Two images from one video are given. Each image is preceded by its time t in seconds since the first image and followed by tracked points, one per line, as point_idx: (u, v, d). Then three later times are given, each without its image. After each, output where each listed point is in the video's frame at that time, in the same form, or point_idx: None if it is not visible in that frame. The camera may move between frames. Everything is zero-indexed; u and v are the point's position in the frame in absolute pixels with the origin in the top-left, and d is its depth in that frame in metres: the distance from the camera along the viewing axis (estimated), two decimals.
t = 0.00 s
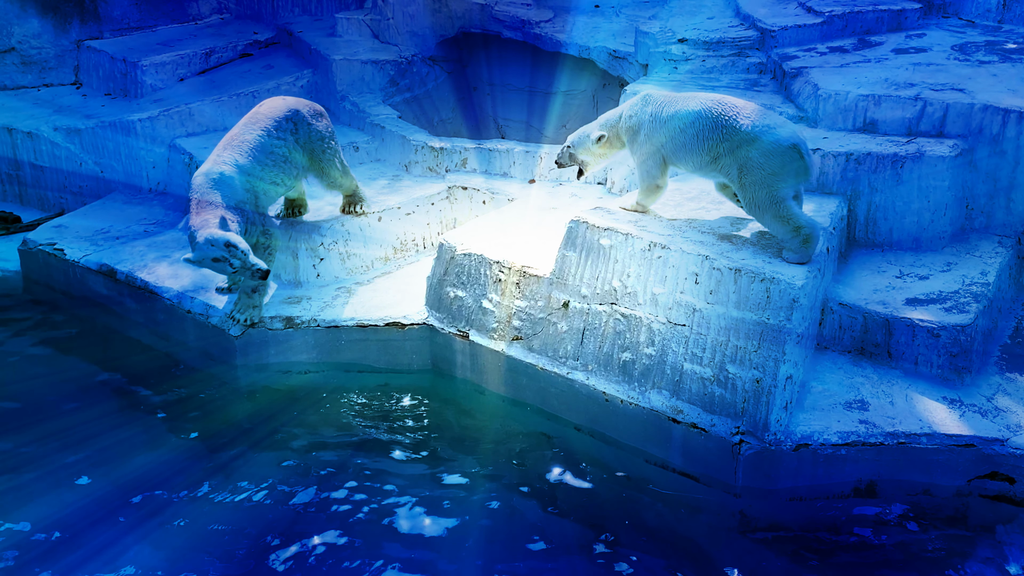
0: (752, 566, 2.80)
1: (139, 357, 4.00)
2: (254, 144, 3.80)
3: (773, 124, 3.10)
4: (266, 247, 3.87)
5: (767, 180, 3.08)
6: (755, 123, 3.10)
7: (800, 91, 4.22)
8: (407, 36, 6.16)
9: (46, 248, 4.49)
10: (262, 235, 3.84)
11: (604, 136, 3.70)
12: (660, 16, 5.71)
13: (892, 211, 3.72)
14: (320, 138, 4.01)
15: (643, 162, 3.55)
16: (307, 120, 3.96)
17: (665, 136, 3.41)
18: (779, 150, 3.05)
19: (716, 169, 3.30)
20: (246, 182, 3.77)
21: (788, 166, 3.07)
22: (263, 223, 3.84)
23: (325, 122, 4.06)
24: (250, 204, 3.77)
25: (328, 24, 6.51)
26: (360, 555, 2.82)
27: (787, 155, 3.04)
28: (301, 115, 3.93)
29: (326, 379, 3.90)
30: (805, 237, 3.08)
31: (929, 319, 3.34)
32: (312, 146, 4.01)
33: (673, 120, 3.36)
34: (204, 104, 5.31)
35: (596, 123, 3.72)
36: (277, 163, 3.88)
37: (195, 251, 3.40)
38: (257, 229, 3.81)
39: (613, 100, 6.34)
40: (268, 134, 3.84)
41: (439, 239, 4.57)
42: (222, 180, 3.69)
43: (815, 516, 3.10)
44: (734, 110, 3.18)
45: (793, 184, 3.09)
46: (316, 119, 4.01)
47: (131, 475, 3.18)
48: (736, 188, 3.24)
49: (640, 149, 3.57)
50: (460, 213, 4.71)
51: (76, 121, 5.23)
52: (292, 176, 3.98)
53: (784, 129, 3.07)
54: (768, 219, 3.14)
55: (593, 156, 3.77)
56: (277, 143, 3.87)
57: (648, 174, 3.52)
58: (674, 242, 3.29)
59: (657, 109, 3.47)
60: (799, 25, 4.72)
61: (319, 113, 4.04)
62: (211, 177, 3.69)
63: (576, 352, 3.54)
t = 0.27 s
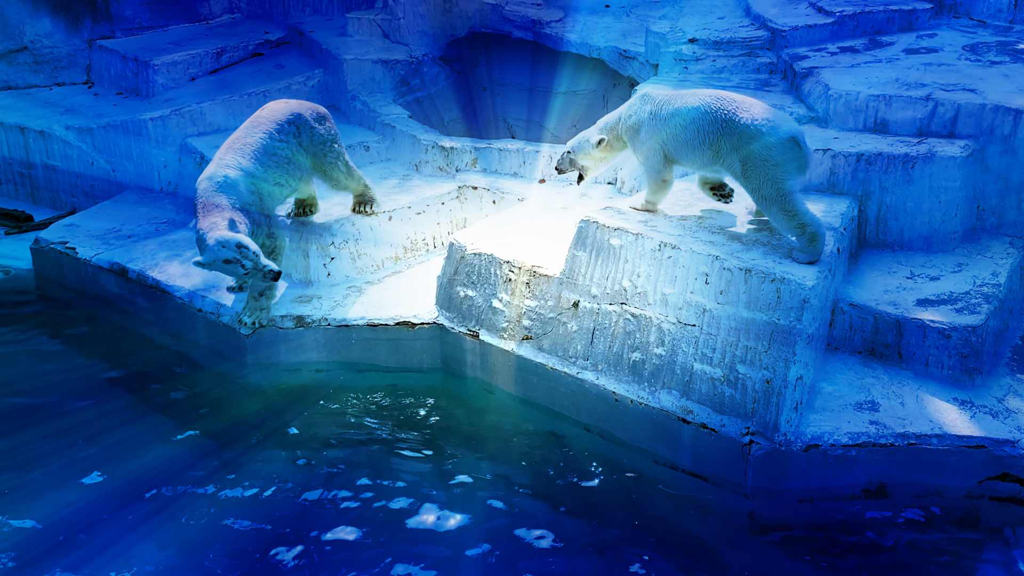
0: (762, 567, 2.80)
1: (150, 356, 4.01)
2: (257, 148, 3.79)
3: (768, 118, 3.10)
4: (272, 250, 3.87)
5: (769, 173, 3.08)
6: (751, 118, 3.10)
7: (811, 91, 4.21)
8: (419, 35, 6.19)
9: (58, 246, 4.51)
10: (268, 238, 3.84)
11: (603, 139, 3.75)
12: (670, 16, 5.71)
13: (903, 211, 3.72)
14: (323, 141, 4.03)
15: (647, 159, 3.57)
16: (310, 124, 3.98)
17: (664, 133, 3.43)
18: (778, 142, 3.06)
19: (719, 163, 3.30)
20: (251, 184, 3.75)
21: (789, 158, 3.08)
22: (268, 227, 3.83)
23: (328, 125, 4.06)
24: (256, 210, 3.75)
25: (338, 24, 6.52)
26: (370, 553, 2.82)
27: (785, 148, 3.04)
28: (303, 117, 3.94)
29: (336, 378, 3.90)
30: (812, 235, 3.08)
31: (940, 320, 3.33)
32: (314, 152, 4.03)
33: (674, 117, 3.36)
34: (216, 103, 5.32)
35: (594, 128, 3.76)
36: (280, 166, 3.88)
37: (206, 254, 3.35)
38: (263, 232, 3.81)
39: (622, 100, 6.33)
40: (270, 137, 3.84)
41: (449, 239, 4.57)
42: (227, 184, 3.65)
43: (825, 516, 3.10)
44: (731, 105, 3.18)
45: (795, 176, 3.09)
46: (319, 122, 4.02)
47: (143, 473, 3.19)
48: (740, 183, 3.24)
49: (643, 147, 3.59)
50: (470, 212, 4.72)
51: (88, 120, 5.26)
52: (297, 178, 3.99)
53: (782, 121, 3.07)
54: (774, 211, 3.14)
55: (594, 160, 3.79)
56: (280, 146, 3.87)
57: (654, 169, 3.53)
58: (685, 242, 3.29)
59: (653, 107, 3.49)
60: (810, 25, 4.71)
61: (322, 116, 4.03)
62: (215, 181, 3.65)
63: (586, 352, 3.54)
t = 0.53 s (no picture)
0: (769, 567, 2.80)
1: (158, 354, 4.02)
2: (257, 152, 3.77)
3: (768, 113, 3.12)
4: (277, 253, 3.84)
5: (771, 166, 3.09)
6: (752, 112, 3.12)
7: (819, 91, 4.21)
8: (426, 35, 6.19)
9: (66, 245, 4.51)
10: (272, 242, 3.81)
11: (602, 141, 3.76)
12: (677, 15, 5.70)
13: (911, 212, 3.71)
14: (326, 143, 4.03)
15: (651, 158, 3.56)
16: (311, 127, 3.96)
17: (664, 130, 3.43)
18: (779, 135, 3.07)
19: (720, 158, 3.31)
20: (253, 186, 3.73)
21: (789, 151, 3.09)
22: (272, 229, 3.81)
23: (330, 126, 4.03)
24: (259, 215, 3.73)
25: (346, 24, 6.52)
26: (375, 552, 2.82)
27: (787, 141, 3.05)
28: (303, 120, 3.92)
29: (342, 377, 3.91)
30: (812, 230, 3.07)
31: (948, 320, 3.32)
32: (317, 154, 4.02)
33: (675, 115, 3.38)
34: (223, 103, 5.33)
35: (593, 130, 3.76)
36: (282, 168, 3.86)
37: (212, 257, 3.37)
38: (268, 235, 3.79)
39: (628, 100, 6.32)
40: (271, 140, 3.81)
41: (456, 238, 4.58)
42: (229, 188, 3.65)
43: (832, 517, 3.09)
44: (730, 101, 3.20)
45: (796, 170, 3.10)
46: (321, 124, 3.99)
47: (150, 472, 3.19)
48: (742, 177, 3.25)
49: (644, 145, 3.59)
50: (477, 212, 4.72)
51: (96, 119, 5.27)
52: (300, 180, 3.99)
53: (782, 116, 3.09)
54: (777, 204, 3.14)
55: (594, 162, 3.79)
56: (280, 149, 3.84)
57: (658, 167, 3.52)
58: (692, 242, 3.29)
59: (653, 106, 3.50)
60: (818, 25, 4.71)
61: (324, 118, 4.00)
62: (218, 185, 3.65)
63: (593, 352, 3.54)
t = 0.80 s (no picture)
0: (777, 568, 2.80)
1: (166, 353, 4.03)
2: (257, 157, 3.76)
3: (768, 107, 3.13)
4: (282, 254, 3.83)
5: (770, 159, 3.07)
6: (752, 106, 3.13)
7: (826, 91, 4.20)
8: (433, 35, 6.22)
9: (74, 244, 4.53)
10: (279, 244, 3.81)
11: (602, 142, 3.78)
12: (684, 15, 5.70)
13: (918, 212, 3.70)
14: (328, 147, 4.00)
15: (653, 154, 3.58)
16: (313, 130, 3.94)
17: (666, 126, 3.46)
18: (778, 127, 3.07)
19: (721, 154, 3.30)
20: (255, 191, 3.71)
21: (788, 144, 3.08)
22: (278, 232, 3.79)
23: (332, 129, 4.00)
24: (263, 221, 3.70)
25: (354, 24, 6.53)
26: (382, 551, 2.83)
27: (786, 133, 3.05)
28: (303, 123, 3.90)
29: (349, 377, 3.91)
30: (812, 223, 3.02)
31: (955, 321, 3.32)
32: (319, 158, 4.00)
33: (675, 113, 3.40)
34: (231, 102, 5.35)
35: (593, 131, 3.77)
36: (285, 172, 3.85)
37: (220, 264, 3.33)
38: (272, 238, 3.78)
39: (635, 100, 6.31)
40: (271, 145, 3.81)
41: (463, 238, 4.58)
42: (232, 193, 3.62)
43: (839, 518, 3.09)
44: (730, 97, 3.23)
45: (796, 163, 3.09)
46: (323, 127, 3.96)
47: (158, 471, 3.20)
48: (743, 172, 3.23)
49: (645, 143, 3.61)
50: (484, 212, 4.74)
51: (104, 119, 5.29)
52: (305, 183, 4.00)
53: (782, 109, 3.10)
54: (776, 199, 3.09)
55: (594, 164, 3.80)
56: (281, 153, 3.83)
57: (661, 164, 3.55)
58: (699, 242, 3.28)
59: (654, 105, 3.53)
60: (825, 25, 4.70)
61: (325, 121, 3.97)
62: (221, 191, 3.63)
63: (600, 352, 3.54)
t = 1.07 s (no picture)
0: (788, 569, 2.80)
1: (179, 352, 4.05)
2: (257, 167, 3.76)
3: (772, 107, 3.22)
4: (292, 257, 3.83)
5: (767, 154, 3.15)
6: (755, 105, 3.22)
7: (839, 93, 4.19)
8: (447, 35, 6.30)
9: (88, 243, 4.55)
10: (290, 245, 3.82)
11: (600, 143, 3.83)
12: (696, 16, 5.69)
13: (931, 214, 3.69)
14: (331, 153, 3.99)
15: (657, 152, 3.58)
16: (316, 137, 3.93)
17: (667, 123, 3.49)
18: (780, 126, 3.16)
19: (719, 153, 3.36)
20: (261, 199, 3.70)
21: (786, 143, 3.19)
22: (286, 236, 3.79)
23: (335, 134, 3.99)
24: (269, 230, 3.69)
25: (366, 24, 6.54)
26: (393, 550, 2.84)
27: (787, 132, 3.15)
28: (305, 130, 3.89)
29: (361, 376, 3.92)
30: (811, 212, 3.06)
31: (968, 323, 3.30)
32: (323, 164, 3.99)
33: (676, 109, 3.45)
34: (244, 103, 5.38)
35: (591, 133, 3.84)
36: (288, 180, 3.84)
37: (230, 278, 3.42)
38: (280, 243, 3.77)
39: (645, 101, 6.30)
40: (275, 153, 3.81)
41: (475, 238, 4.59)
42: (237, 205, 3.62)
43: (851, 520, 3.08)
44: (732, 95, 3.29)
45: (793, 163, 3.17)
46: (326, 133, 3.95)
47: (172, 469, 3.21)
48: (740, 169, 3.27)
49: (648, 142, 3.62)
50: (496, 213, 4.75)
51: (118, 119, 5.32)
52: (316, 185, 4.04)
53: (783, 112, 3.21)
54: (770, 191, 3.15)
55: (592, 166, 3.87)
56: (284, 161, 3.83)
57: (665, 162, 3.55)
58: (710, 243, 3.28)
59: (653, 104, 3.58)
60: (838, 27, 4.70)
61: (328, 127, 3.95)
62: (226, 204, 3.63)
63: (611, 352, 3.54)
